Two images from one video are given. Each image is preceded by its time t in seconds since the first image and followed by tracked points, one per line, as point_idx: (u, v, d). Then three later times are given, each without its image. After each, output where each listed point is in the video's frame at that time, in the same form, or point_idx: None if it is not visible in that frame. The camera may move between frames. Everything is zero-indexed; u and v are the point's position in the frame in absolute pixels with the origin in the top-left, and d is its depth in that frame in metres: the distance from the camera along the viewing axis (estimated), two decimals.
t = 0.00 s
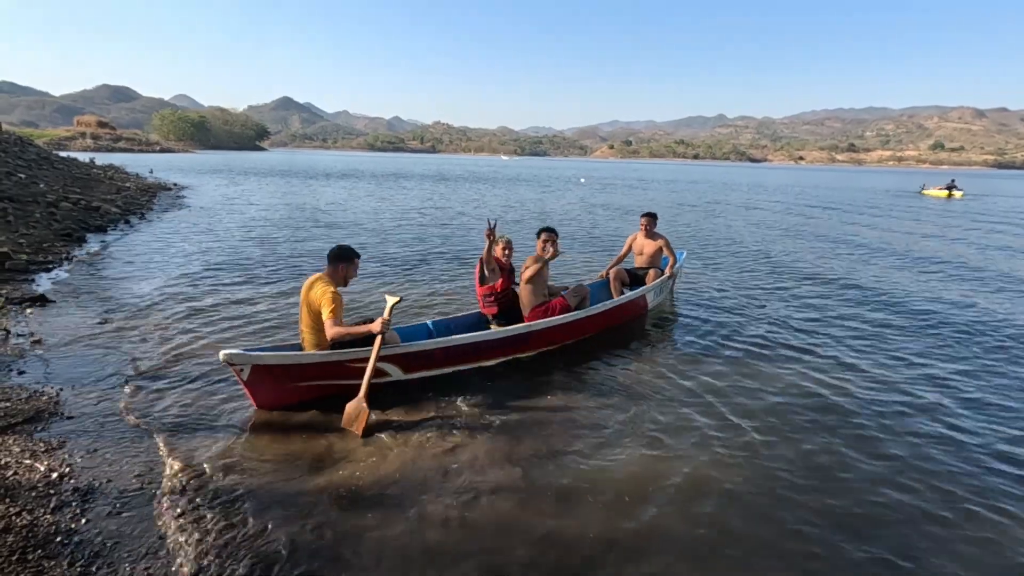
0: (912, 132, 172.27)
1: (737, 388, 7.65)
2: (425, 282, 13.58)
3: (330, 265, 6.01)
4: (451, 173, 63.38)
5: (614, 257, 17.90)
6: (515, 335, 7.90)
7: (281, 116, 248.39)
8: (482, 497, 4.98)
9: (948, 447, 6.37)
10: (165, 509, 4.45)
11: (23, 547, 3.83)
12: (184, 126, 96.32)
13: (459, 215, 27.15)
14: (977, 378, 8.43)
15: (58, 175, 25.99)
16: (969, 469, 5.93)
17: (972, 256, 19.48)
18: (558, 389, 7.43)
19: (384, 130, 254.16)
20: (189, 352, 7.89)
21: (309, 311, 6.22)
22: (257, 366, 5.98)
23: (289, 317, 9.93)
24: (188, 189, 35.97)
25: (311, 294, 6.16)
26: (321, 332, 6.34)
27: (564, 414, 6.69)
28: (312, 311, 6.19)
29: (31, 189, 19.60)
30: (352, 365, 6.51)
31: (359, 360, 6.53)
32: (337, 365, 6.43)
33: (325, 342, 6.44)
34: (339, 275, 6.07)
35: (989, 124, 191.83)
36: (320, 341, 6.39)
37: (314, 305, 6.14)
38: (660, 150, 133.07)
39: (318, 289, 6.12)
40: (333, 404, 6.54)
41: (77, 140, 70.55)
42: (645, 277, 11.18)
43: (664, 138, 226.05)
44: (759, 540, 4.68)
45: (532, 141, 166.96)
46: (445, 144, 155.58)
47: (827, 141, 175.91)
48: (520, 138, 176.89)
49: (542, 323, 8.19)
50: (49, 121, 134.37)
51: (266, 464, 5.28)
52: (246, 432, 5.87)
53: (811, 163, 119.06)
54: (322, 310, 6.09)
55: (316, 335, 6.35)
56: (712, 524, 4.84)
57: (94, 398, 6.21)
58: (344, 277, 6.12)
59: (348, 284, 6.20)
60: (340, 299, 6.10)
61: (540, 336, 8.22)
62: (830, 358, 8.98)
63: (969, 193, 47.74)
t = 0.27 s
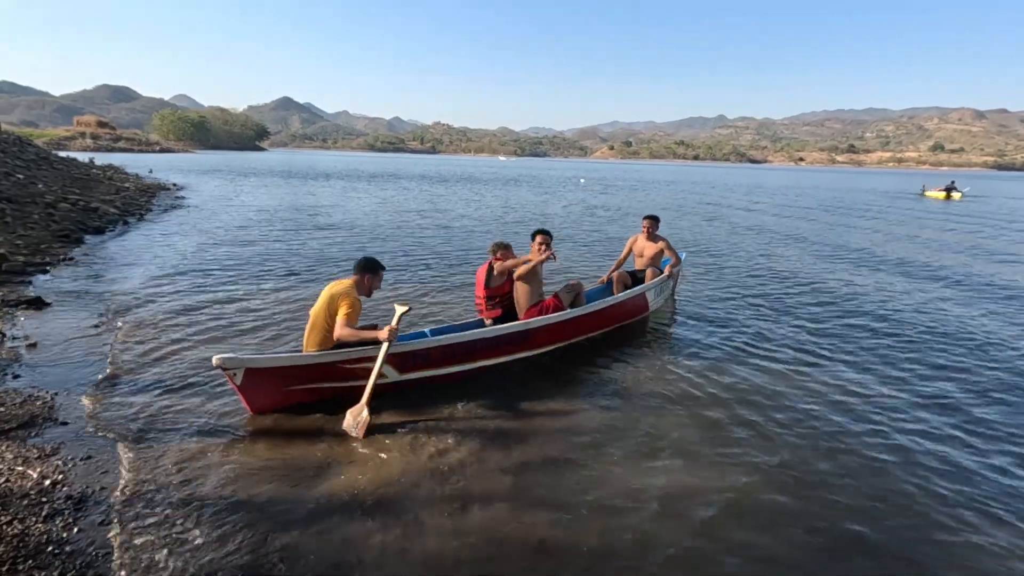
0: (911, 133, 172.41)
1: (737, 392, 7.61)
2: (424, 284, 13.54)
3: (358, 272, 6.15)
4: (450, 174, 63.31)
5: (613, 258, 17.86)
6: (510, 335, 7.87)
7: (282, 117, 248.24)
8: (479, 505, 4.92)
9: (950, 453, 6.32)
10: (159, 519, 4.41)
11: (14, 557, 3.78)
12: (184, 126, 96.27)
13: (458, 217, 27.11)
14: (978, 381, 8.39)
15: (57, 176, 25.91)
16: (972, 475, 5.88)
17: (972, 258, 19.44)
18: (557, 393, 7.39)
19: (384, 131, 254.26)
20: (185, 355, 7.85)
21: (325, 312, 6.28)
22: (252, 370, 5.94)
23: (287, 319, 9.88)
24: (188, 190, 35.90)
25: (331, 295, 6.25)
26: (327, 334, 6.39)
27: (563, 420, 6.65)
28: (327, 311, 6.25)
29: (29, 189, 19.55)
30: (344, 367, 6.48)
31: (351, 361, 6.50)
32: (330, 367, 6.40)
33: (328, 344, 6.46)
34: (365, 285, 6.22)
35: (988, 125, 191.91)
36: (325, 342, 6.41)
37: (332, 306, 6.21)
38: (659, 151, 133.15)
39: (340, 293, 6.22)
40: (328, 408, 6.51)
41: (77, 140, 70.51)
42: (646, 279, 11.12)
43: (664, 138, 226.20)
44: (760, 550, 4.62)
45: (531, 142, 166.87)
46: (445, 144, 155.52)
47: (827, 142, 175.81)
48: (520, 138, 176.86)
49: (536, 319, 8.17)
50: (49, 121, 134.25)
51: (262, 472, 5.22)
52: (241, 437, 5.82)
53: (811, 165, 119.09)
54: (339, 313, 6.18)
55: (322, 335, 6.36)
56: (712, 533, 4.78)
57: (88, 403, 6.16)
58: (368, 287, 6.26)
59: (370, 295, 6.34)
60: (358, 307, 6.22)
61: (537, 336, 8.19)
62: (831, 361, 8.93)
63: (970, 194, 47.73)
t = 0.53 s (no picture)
0: (911, 133, 172.29)
1: (737, 394, 7.52)
2: (422, 283, 13.47)
3: (356, 271, 6.08)
4: (450, 173, 63.20)
5: (613, 257, 17.78)
6: (509, 334, 7.78)
7: (281, 116, 247.97)
8: (474, 511, 4.82)
9: (953, 456, 6.23)
10: (147, 526, 4.35)
11: None
12: (183, 125, 96.07)
13: (458, 216, 27.03)
14: (981, 382, 8.29)
15: (55, 175, 25.83)
16: (975, 480, 5.80)
17: (973, 257, 19.34)
18: (555, 395, 7.30)
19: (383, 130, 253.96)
20: (180, 355, 7.79)
21: (323, 311, 6.22)
22: (246, 371, 5.86)
23: (283, 319, 9.81)
24: (186, 189, 35.80)
25: (330, 294, 6.20)
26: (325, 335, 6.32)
27: (561, 423, 6.56)
28: (325, 310, 6.19)
29: (26, 188, 19.46)
30: (340, 367, 6.38)
31: (348, 361, 6.39)
32: (326, 368, 6.31)
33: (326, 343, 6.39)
34: (363, 285, 6.13)
35: (988, 125, 191.90)
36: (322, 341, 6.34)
37: (330, 305, 6.15)
38: (659, 151, 133.09)
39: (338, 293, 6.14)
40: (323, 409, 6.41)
41: (75, 139, 70.39)
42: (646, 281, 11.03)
43: (663, 137, 226.09)
44: (759, 559, 4.52)
45: (531, 142, 167.10)
46: (445, 143, 155.35)
47: (826, 141, 175.77)
48: (519, 138, 176.80)
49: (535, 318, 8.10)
50: (48, 120, 133.99)
51: (254, 475, 5.13)
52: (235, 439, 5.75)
53: (811, 164, 119.03)
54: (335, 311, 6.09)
55: (320, 334, 6.30)
56: (710, 542, 4.68)
57: (80, 404, 6.11)
58: (366, 287, 6.17)
59: (368, 295, 6.24)
60: (355, 307, 6.11)
61: (535, 335, 8.10)
62: (831, 362, 8.84)
63: (970, 194, 47.65)
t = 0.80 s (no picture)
0: (910, 133, 172.28)
1: (736, 393, 7.48)
2: (421, 282, 13.41)
3: (349, 266, 6.13)
4: (450, 172, 63.10)
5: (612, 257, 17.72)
6: (507, 334, 7.71)
7: (280, 114, 247.58)
8: (471, 514, 4.77)
9: (953, 455, 6.19)
10: (140, 527, 4.32)
11: None
12: (182, 124, 95.94)
13: (457, 215, 26.97)
14: (982, 381, 8.24)
15: (54, 173, 25.76)
16: (974, 479, 5.76)
17: (974, 257, 19.29)
18: (553, 394, 7.25)
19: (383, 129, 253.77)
20: (176, 355, 7.73)
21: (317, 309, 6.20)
22: (242, 368, 5.82)
23: (281, 318, 9.75)
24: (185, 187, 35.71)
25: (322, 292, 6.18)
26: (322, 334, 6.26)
27: (558, 422, 6.52)
28: (318, 309, 6.16)
29: (24, 186, 19.37)
30: (338, 366, 6.36)
31: (347, 361, 6.37)
32: (323, 366, 6.28)
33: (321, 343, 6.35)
34: (358, 278, 6.19)
35: (988, 125, 191.98)
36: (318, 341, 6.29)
37: (323, 302, 6.11)
38: (659, 150, 133.09)
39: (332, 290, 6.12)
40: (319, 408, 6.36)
41: (74, 138, 70.28)
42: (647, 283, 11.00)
43: (663, 137, 226.02)
44: (757, 562, 4.47)
45: (531, 141, 166.98)
46: (444, 142, 155.24)
47: (826, 141, 175.81)
48: (519, 137, 176.52)
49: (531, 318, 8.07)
50: (46, 119, 133.65)
51: (249, 476, 5.08)
52: (231, 438, 5.69)
53: (811, 164, 119.04)
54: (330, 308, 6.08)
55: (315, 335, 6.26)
56: (708, 543, 4.63)
57: (75, 404, 6.06)
58: (361, 281, 6.22)
59: (363, 289, 6.29)
60: (351, 304, 6.07)
61: (533, 335, 8.04)
62: (831, 361, 8.80)
63: (970, 194, 47.64)
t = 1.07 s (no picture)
0: (910, 134, 172.41)
1: (736, 392, 7.44)
2: (420, 281, 13.37)
3: (343, 260, 6.07)
4: (450, 172, 63.01)
5: (612, 256, 17.68)
6: (505, 328, 7.68)
7: (280, 114, 247.29)
8: (469, 515, 4.73)
9: (954, 456, 6.15)
10: (135, 526, 4.28)
11: None
12: (182, 123, 95.90)
13: (457, 214, 26.94)
14: (983, 382, 8.20)
15: (52, 172, 25.68)
16: (975, 479, 5.72)
17: (975, 258, 19.24)
18: (552, 392, 7.21)
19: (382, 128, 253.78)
20: (173, 353, 7.69)
21: (313, 304, 6.21)
22: (238, 361, 5.84)
23: (279, 317, 9.71)
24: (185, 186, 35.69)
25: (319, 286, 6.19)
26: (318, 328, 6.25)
27: (557, 419, 6.48)
28: (315, 303, 6.17)
29: (22, 184, 19.34)
30: (334, 357, 6.34)
31: (343, 352, 6.35)
32: (319, 357, 6.26)
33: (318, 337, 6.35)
34: (353, 273, 6.14)
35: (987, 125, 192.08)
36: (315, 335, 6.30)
37: (319, 297, 6.12)
38: (658, 151, 133.10)
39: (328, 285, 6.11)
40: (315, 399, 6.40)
41: (74, 136, 70.25)
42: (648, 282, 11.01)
43: (663, 137, 225.97)
44: (757, 561, 4.43)
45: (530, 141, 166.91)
46: (444, 142, 155.18)
47: (826, 141, 175.87)
48: (519, 137, 176.41)
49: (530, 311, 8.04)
50: (45, 117, 133.36)
51: (245, 476, 5.04)
52: (227, 436, 5.67)
53: (811, 164, 119.03)
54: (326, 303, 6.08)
55: (312, 329, 6.26)
56: (707, 542, 4.60)
57: (70, 402, 6.03)
58: (357, 275, 6.19)
59: (359, 283, 6.26)
60: (346, 297, 6.11)
61: (531, 329, 8.00)
62: (831, 360, 8.76)
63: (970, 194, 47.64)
